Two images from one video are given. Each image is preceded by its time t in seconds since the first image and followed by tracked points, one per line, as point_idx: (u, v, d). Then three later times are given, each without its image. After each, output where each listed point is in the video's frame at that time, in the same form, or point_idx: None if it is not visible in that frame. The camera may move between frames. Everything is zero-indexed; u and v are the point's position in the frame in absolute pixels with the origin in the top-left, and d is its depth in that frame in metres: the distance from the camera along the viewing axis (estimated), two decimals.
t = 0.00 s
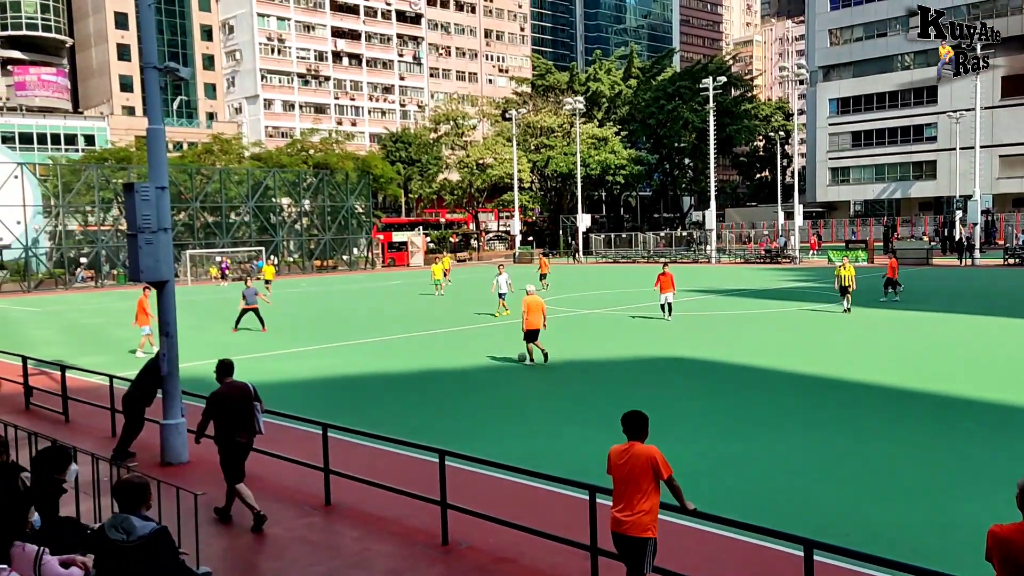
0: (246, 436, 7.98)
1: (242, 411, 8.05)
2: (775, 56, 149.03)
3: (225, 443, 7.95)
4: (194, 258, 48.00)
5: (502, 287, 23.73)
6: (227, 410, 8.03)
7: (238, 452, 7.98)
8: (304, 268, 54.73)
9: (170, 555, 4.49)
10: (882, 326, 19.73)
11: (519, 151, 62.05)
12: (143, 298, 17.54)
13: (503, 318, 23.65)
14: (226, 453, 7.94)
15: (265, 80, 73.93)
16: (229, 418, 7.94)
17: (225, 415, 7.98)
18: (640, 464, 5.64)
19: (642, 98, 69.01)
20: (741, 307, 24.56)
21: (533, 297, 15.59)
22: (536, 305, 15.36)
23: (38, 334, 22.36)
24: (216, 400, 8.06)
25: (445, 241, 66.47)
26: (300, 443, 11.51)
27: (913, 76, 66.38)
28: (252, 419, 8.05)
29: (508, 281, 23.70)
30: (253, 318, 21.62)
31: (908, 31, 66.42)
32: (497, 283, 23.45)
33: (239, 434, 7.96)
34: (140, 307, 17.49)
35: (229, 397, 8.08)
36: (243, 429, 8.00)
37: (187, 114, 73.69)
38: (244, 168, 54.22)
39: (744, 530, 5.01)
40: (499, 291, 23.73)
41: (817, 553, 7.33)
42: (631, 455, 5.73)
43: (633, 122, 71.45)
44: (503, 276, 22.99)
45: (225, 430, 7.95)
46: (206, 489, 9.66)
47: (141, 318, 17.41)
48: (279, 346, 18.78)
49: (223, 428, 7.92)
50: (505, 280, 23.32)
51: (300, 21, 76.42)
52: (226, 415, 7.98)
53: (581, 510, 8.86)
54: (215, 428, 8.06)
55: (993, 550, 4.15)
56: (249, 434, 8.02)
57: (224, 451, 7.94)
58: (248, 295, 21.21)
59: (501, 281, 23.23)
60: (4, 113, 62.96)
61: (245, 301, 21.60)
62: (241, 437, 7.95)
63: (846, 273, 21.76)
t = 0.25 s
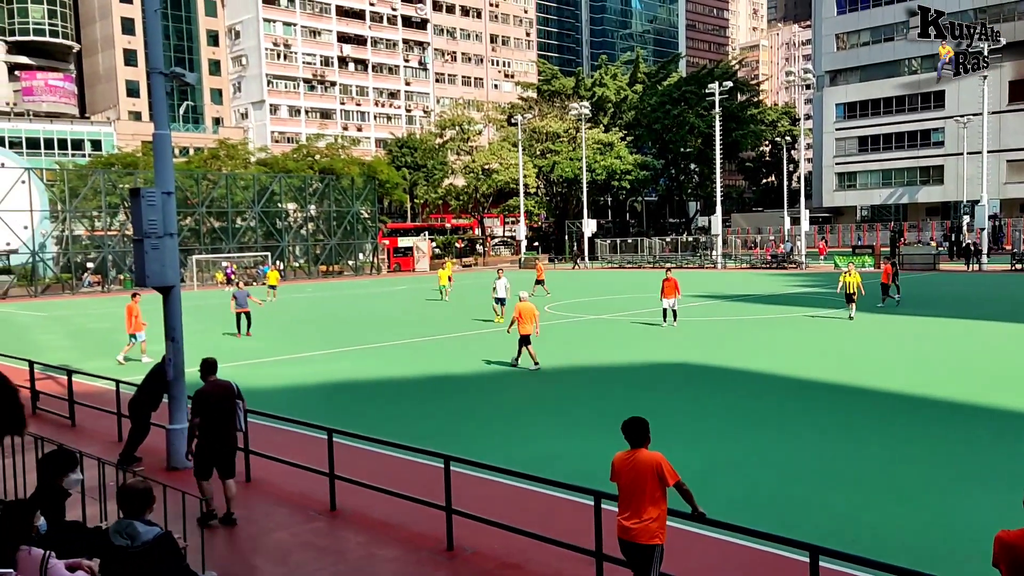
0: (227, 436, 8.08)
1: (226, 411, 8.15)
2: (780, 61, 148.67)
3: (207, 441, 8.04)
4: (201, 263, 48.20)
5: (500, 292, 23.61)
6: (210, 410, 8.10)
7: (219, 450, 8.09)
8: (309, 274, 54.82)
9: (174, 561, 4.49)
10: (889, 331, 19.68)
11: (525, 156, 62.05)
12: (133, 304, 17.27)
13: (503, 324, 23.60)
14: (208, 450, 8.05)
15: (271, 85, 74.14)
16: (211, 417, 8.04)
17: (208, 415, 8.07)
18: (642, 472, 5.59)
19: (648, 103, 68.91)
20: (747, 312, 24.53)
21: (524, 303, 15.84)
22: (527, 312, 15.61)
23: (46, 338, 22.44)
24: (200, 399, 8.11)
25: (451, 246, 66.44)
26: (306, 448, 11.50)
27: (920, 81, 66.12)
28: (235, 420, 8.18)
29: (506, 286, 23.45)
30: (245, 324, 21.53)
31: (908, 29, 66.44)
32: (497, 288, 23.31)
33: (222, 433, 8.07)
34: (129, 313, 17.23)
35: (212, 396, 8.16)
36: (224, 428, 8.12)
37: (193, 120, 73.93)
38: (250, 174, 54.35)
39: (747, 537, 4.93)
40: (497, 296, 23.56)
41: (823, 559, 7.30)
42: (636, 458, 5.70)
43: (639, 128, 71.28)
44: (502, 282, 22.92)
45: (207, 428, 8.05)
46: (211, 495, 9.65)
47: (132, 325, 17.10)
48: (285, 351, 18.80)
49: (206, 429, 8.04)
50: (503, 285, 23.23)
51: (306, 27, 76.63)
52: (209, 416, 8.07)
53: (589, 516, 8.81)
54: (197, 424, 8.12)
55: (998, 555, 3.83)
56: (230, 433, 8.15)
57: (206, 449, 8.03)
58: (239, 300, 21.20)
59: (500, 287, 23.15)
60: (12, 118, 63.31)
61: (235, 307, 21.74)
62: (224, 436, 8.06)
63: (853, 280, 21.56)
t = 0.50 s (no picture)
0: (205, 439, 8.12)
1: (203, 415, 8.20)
2: (783, 68, 148.79)
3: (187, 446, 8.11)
4: (204, 269, 48.30)
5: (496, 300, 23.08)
6: (189, 415, 8.18)
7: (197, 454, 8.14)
8: (312, 280, 54.81)
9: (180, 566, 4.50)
10: (892, 339, 19.68)
11: (528, 163, 62.14)
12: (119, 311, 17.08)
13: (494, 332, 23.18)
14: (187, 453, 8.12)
15: (275, 92, 74.33)
16: (189, 422, 8.11)
17: (188, 420, 8.14)
18: (652, 477, 5.58)
19: (651, 110, 69.01)
20: (750, 320, 24.53)
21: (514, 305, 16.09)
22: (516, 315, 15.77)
23: (50, 343, 22.46)
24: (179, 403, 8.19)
25: (454, 253, 66.42)
26: (309, 454, 11.51)
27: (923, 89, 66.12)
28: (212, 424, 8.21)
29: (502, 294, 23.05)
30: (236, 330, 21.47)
31: (909, 31, 66.32)
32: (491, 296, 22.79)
33: (199, 437, 8.11)
34: (117, 320, 17.06)
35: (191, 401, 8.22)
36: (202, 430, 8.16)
37: (197, 127, 74.05)
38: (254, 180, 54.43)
39: (751, 544, 4.91)
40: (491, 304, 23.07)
41: (826, 567, 7.29)
42: (643, 465, 5.69)
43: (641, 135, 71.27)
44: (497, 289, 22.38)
45: (187, 433, 8.12)
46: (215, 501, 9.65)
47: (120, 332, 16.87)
48: (288, 357, 18.78)
49: (186, 434, 8.11)
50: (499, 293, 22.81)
51: (311, 34, 76.80)
52: (189, 421, 8.14)
53: (592, 523, 8.81)
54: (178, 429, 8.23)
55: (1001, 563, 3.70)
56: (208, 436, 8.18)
57: (186, 454, 8.10)
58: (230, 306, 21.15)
59: (495, 294, 22.62)
60: (16, 124, 63.53)
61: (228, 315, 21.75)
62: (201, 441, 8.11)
63: (854, 289, 21.42)
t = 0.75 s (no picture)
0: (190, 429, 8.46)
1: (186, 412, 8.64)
2: (784, 75, 149.05)
3: (169, 443, 8.35)
4: (206, 274, 48.40)
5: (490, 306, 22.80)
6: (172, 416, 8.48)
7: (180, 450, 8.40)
8: (314, 285, 54.85)
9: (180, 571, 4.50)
10: (893, 347, 19.68)
11: (529, 169, 62.28)
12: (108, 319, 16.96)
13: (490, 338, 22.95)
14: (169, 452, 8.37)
15: (278, 98, 74.52)
16: (175, 421, 8.41)
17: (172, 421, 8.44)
18: (654, 485, 5.56)
19: (653, 117, 69.22)
20: (752, 327, 24.53)
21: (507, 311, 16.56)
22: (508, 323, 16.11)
23: (51, 349, 22.50)
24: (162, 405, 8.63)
25: (455, 259, 66.46)
26: (310, 460, 11.48)
27: (924, 98, 66.15)
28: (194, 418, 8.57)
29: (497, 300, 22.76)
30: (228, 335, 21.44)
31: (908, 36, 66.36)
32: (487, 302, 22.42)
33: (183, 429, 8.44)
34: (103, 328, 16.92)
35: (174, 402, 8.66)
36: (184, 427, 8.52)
37: (199, 132, 74.22)
38: (256, 186, 54.54)
39: (753, 553, 4.89)
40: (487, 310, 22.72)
41: None
42: (647, 474, 5.66)
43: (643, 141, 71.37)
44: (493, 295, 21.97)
45: (171, 432, 8.39)
46: (215, 507, 9.62)
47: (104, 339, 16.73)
48: (290, 363, 18.81)
49: (170, 433, 8.37)
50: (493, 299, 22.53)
51: (314, 40, 77.06)
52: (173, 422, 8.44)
53: (592, 530, 8.79)
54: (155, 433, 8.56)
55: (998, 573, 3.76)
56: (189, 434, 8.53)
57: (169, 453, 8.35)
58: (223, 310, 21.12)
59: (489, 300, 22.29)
60: (19, 129, 63.74)
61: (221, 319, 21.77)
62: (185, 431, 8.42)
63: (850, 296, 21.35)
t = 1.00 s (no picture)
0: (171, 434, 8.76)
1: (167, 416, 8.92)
2: (785, 82, 149.32)
3: (151, 444, 8.68)
4: (206, 279, 48.38)
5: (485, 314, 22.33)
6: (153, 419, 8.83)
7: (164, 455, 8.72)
8: (315, 290, 54.80)
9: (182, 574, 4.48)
10: (895, 355, 19.69)
11: (531, 175, 62.31)
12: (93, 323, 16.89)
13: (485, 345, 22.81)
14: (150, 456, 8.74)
15: (280, 103, 74.64)
16: (155, 423, 8.75)
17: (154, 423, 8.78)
18: (654, 492, 5.56)
19: (654, 123, 69.38)
20: (753, 334, 24.53)
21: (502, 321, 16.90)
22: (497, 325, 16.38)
23: (52, 352, 22.51)
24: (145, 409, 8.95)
25: (456, 264, 66.41)
26: (309, 465, 11.47)
27: (925, 105, 66.22)
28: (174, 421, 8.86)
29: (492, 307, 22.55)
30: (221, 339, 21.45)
31: (908, 31, 66.72)
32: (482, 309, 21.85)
33: (164, 433, 8.75)
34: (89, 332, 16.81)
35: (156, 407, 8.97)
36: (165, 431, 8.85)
37: (201, 137, 74.26)
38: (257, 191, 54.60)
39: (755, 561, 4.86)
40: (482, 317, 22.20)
41: None
42: (646, 479, 5.67)
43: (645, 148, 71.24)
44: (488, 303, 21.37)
45: (151, 435, 8.72)
46: (215, 512, 9.60)
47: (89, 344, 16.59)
48: (290, 368, 18.80)
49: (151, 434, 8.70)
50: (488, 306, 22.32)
51: (316, 46, 77.19)
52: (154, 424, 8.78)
53: (592, 537, 8.79)
54: (139, 437, 8.92)
55: None
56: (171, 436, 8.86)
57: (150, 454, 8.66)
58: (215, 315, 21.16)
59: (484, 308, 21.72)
60: (21, 133, 63.84)
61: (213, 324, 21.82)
62: (164, 437, 8.69)
63: (848, 304, 21.31)
